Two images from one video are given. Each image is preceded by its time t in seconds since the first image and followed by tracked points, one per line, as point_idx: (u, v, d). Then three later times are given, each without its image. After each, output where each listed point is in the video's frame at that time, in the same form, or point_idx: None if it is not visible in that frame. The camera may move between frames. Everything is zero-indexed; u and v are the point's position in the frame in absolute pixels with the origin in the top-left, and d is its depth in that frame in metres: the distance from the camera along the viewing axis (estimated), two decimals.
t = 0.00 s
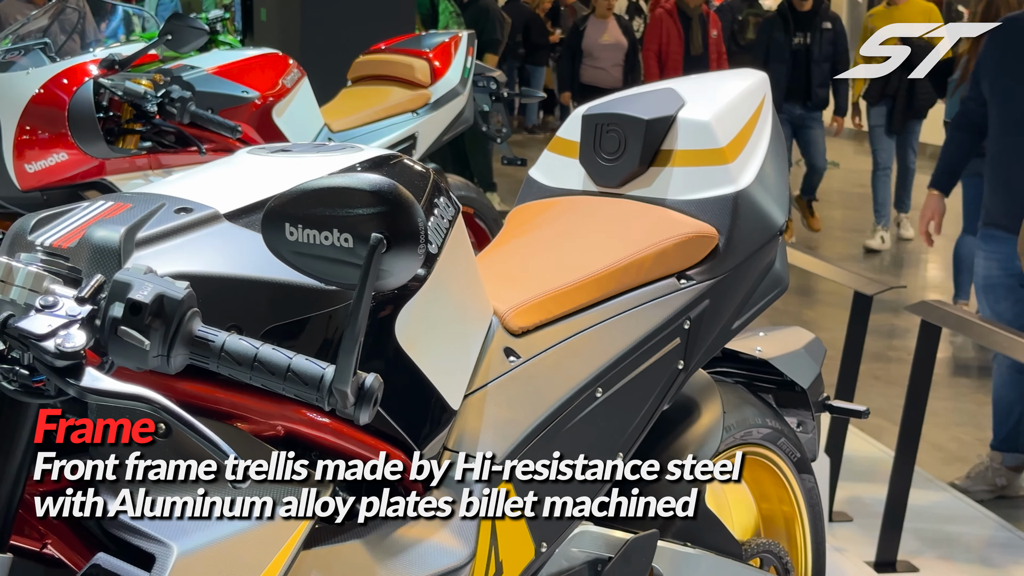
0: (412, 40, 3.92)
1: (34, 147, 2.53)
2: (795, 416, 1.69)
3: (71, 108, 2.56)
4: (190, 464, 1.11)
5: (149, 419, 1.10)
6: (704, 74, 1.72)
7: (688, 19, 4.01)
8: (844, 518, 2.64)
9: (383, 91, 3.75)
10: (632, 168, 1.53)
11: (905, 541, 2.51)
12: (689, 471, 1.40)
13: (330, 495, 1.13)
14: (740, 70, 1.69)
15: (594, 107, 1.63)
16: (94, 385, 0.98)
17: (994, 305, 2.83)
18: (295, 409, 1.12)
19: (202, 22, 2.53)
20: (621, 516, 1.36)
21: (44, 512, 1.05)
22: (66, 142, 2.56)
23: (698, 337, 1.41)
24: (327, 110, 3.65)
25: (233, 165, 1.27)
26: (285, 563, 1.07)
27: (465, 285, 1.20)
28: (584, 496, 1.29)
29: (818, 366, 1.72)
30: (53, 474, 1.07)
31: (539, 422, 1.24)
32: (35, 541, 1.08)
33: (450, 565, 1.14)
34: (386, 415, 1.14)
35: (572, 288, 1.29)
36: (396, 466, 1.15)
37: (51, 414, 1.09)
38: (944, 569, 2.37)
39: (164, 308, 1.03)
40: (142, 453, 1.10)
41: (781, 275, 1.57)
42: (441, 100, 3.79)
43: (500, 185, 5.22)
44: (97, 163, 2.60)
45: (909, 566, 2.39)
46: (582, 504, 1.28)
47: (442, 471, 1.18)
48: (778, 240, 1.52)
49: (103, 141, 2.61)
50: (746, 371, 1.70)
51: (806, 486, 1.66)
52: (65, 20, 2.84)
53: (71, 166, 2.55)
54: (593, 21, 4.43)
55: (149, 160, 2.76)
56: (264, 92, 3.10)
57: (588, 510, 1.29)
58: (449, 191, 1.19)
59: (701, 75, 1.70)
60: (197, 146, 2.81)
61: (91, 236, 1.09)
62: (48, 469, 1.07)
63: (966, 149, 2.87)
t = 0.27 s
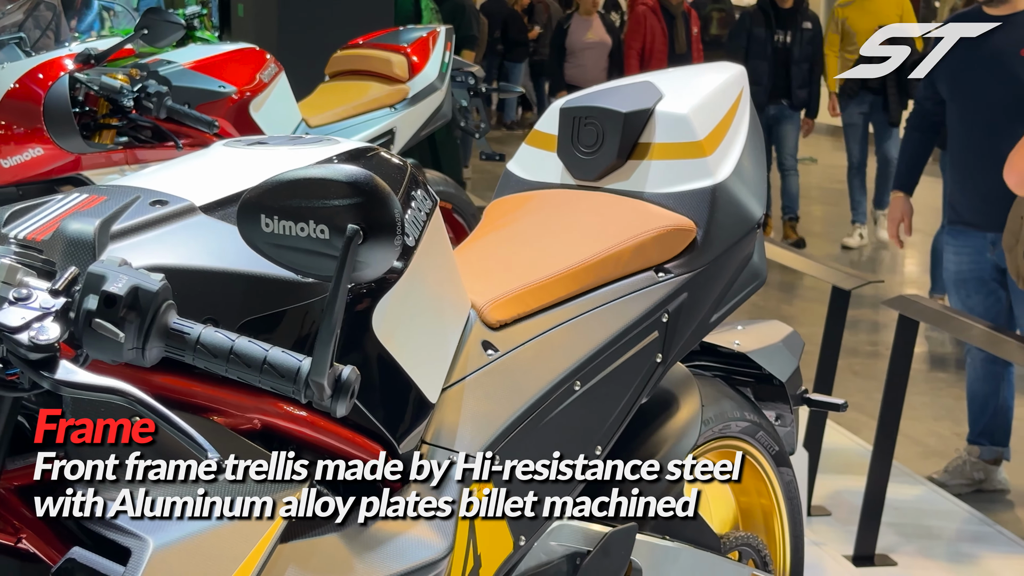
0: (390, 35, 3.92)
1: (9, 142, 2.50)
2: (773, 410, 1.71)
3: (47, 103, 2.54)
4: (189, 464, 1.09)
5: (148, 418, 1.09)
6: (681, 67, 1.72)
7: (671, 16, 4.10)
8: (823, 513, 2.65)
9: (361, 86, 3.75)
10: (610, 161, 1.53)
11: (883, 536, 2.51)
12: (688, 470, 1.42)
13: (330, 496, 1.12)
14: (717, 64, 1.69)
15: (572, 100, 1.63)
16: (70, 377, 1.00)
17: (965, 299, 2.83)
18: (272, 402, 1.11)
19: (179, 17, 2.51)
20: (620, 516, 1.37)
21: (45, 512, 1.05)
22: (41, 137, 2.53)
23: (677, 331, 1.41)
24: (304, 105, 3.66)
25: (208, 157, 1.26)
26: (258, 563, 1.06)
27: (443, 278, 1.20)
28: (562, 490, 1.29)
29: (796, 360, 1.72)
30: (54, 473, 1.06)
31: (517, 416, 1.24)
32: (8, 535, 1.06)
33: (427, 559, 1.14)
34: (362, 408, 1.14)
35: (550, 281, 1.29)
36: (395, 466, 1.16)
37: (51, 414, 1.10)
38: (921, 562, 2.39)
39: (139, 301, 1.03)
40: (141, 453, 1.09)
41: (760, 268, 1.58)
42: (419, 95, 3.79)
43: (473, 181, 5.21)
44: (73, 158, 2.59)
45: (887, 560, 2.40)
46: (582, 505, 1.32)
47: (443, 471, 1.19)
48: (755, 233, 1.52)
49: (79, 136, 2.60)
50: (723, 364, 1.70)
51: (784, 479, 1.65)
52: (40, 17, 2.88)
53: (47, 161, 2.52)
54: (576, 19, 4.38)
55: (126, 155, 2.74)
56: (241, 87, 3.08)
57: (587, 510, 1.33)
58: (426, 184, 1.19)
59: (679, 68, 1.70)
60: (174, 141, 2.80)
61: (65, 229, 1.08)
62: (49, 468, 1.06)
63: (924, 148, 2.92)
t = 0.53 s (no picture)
0: (373, 26, 3.93)
1: None
2: (757, 400, 1.70)
3: (26, 93, 2.49)
4: (188, 464, 1.07)
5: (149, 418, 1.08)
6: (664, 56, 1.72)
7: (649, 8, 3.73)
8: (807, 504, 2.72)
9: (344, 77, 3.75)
10: (593, 151, 1.53)
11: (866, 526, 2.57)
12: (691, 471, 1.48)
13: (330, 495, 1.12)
14: (700, 54, 1.69)
15: (555, 89, 1.63)
16: (50, 365, 1.01)
17: (946, 290, 2.86)
18: (254, 391, 1.11)
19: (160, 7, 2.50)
20: (621, 516, 1.35)
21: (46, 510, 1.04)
22: (22, 127, 2.50)
23: (660, 321, 1.41)
24: (287, 96, 3.66)
25: (190, 147, 1.26)
26: (242, 551, 1.05)
27: (425, 268, 1.20)
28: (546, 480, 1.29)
29: (779, 349, 1.73)
30: (53, 474, 1.05)
31: (499, 408, 1.23)
32: None
33: (411, 548, 1.14)
34: (345, 396, 1.14)
35: (533, 270, 1.29)
36: (396, 466, 1.17)
37: (51, 414, 1.06)
38: (904, 554, 2.45)
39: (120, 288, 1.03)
40: (141, 453, 1.08)
41: (744, 257, 1.58)
42: (402, 87, 3.80)
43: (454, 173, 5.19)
44: (53, 149, 2.55)
45: (871, 550, 2.48)
46: (582, 505, 1.33)
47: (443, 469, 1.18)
48: (738, 223, 1.53)
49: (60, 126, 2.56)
50: (707, 354, 1.71)
51: (767, 469, 1.66)
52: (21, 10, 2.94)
53: (28, 152, 2.49)
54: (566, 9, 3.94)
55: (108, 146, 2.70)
56: (223, 78, 3.07)
57: (588, 510, 1.33)
58: (409, 173, 1.20)
59: (661, 57, 1.70)
60: (157, 132, 2.78)
61: (46, 217, 1.07)
62: (49, 468, 1.05)
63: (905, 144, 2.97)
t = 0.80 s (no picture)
0: (358, 4, 3.92)
1: None
2: (744, 376, 1.70)
3: (9, 72, 2.40)
4: (190, 463, 1.08)
5: (150, 419, 1.10)
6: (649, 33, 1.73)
7: None
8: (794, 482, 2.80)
9: (329, 56, 3.75)
10: (580, 126, 1.54)
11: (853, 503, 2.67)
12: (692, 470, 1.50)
13: (331, 495, 1.11)
14: (686, 29, 1.69)
15: (542, 65, 1.63)
16: (34, 340, 1.02)
17: (932, 269, 2.97)
18: (241, 366, 1.11)
19: None
20: (621, 515, 1.37)
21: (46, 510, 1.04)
22: (6, 105, 2.42)
23: (646, 298, 1.42)
24: (272, 75, 3.66)
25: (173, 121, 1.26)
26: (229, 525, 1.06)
27: (411, 244, 1.20)
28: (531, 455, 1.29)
29: (766, 325, 1.74)
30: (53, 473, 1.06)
31: (484, 384, 1.22)
32: None
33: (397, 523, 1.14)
34: (331, 371, 1.14)
35: (520, 246, 1.29)
36: (396, 466, 1.16)
37: (51, 413, 1.08)
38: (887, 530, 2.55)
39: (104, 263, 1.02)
40: (142, 453, 1.09)
41: (730, 233, 1.59)
42: (388, 65, 3.78)
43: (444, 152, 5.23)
44: (37, 127, 2.47)
45: (857, 527, 2.57)
46: (582, 505, 1.30)
47: (442, 470, 1.18)
48: (726, 198, 1.54)
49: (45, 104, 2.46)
50: (695, 331, 1.71)
51: (755, 445, 1.69)
52: None
53: (11, 131, 2.41)
54: None
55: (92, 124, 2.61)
56: (208, 56, 3.05)
57: (588, 511, 1.30)
58: (395, 148, 1.19)
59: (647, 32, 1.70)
60: (141, 110, 2.64)
61: (29, 191, 1.07)
62: (49, 468, 1.06)
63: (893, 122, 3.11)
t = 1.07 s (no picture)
0: None
1: None
2: (736, 341, 1.73)
3: None
4: (190, 463, 1.06)
5: (150, 418, 1.07)
6: None
7: None
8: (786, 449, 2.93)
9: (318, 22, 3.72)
10: (573, 90, 1.53)
11: (845, 470, 2.80)
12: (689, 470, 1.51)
13: (331, 495, 1.11)
14: None
15: (534, 28, 1.62)
16: (24, 301, 1.01)
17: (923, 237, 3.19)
18: (233, 328, 1.10)
19: None
20: (621, 515, 1.40)
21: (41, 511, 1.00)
22: None
23: (639, 262, 1.42)
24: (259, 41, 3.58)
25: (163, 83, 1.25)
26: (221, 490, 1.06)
27: (404, 207, 1.20)
28: (524, 420, 1.29)
29: (758, 292, 1.75)
30: (53, 474, 1.01)
31: (478, 347, 1.22)
32: None
33: (389, 486, 1.14)
34: (323, 334, 1.13)
35: (512, 210, 1.29)
36: (396, 466, 1.14)
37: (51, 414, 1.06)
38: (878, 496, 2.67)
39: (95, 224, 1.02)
40: (142, 453, 1.05)
41: (723, 198, 1.60)
42: (378, 32, 3.79)
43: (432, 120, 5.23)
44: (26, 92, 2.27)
45: (847, 494, 2.68)
46: (582, 505, 1.33)
47: (442, 471, 1.19)
48: (719, 162, 1.54)
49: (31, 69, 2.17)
50: (687, 296, 1.72)
51: (747, 410, 1.70)
52: None
53: None
54: None
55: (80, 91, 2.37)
56: (197, 22, 2.94)
57: (587, 510, 1.34)
58: (387, 111, 1.18)
59: None
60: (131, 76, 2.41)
61: (18, 151, 1.06)
62: (49, 469, 1.01)
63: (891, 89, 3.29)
